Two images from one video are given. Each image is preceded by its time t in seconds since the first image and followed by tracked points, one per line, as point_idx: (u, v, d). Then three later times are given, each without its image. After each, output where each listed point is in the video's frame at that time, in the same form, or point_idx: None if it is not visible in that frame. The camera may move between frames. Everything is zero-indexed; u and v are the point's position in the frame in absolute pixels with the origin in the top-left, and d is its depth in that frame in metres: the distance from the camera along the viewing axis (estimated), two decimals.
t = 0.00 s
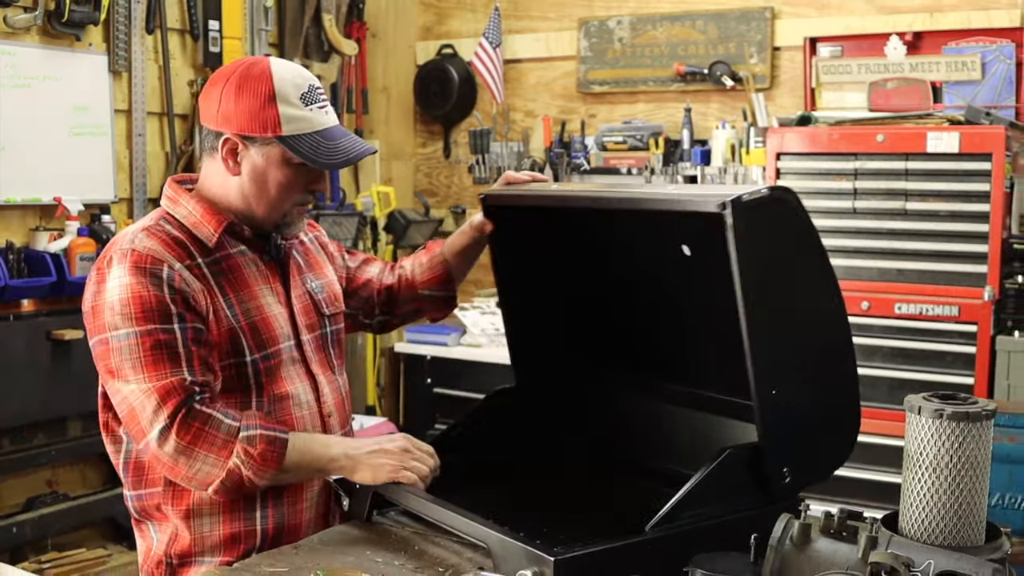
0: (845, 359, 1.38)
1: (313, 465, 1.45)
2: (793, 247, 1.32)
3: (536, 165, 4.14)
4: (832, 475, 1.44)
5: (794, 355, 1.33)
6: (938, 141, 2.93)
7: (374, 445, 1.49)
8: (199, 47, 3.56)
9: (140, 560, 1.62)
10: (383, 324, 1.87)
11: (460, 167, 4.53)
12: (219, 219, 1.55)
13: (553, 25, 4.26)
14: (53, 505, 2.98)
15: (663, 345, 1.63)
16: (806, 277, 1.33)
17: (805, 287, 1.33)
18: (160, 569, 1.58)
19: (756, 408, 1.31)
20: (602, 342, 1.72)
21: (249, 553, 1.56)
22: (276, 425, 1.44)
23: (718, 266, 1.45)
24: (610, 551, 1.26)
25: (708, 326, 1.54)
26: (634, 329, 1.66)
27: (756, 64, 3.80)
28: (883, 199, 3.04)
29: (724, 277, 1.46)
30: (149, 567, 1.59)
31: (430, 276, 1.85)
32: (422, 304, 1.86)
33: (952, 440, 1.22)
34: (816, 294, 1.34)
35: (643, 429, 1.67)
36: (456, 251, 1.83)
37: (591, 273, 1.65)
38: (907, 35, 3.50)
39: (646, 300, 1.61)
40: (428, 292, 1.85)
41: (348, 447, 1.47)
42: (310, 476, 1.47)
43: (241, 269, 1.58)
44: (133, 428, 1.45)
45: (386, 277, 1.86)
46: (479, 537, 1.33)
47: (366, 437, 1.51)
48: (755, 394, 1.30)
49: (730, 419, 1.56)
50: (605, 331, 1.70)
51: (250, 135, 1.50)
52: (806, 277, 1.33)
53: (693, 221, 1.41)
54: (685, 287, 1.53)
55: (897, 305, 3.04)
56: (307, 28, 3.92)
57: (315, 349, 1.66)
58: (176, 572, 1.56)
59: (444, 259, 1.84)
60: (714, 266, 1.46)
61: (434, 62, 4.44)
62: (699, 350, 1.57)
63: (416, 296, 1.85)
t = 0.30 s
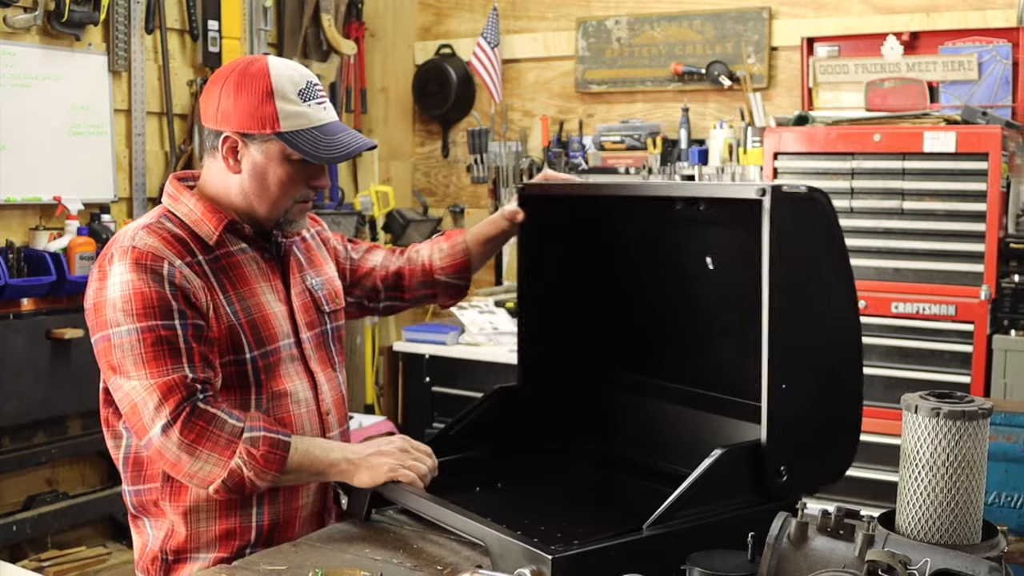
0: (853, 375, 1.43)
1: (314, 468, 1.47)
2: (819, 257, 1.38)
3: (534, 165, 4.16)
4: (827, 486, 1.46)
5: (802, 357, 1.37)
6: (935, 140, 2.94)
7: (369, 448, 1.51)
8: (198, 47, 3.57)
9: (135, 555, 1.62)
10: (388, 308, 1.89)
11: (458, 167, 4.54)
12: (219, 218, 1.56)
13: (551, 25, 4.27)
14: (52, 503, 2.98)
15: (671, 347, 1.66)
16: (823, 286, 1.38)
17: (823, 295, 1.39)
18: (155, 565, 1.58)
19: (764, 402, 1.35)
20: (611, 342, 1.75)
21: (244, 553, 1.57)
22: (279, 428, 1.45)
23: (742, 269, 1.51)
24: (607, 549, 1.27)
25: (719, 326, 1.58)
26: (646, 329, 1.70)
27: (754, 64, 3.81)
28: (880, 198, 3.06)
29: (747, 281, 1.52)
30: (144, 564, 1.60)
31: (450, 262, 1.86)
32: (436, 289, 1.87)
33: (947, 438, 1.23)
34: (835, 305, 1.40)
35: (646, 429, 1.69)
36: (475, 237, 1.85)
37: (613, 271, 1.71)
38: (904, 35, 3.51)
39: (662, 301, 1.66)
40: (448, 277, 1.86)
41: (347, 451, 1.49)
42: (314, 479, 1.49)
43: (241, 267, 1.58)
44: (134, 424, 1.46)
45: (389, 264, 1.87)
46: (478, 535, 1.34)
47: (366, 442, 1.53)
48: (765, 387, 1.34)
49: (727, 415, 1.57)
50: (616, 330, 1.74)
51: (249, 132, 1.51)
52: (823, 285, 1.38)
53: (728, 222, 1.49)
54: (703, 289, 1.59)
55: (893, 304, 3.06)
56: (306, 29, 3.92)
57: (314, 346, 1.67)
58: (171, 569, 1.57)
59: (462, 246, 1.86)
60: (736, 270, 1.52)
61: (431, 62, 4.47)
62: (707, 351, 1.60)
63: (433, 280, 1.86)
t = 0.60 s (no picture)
0: (854, 378, 1.45)
1: (313, 468, 1.48)
2: (830, 264, 1.40)
3: (532, 165, 4.15)
4: (824, 486, 1.47)
5: (805, 358, 1.39)
6: (932, 140, 2.94)
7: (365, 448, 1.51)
8: (197, 47, 3.57)
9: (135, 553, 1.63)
10: (390, 307, 1.89)
11: (457, 166, 4.54)
12: (220, 216, 1.56)
13: (549, 25, 4.28)
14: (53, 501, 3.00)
15: (672, 347, 1.67)
16: (831, 289, 1.40)
17: (829, 298, 1.40)
18: (155, 564, 1.59)
19: (766, 399, 1.36)
20: (611, 342, 1.76)
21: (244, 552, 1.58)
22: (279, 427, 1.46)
23: (747, 271, 1.53)
24: (603, 547, 1.28)
25: (721, 327, 1.59)
26: (648, 329, 1.71)
27: (751, 64, 3.82)
28: (877, 198, 3.07)
29: (752, 285, 1.53)
30: (144, 562, 1.61)
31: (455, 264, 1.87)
32: (439, 289, 1.87)
33: (944, 437, 1.23)
34: (840, 309, 1.42)
35: (645, 429, 1.70)
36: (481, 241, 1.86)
37: (615, 272, 1.73)
38: (901, 35, 3.51)
39: (663, 302, 1.68)
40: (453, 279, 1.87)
41: (345, 451, 1.50)
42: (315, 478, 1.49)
43: (242, 265, 1.59)
44: (135, 423, 1.47)
45: (390, 266, 1.87)
46: (477, 533, 1.34)
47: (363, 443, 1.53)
48: (768, 384, 1.35)
49: (727, 415, 1.58)
50: (617, 330, 1.75)
51: (249, 130, 1.52)
52: (830, 289, 1.40)
53: (734, 225, 1.51)
54: (706, 291, 1.60)
55: (890, 304, 3.06)
56: (305, 29, 3.92)
57: (315, 346, 1.68)
58: (171, 567, 1.58)
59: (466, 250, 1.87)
60: (739, 273, 1.54)
61: (430, 62, 4.47)
62: (707, 351, 1.62)
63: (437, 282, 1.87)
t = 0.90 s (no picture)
0: (853, 376, 1.46)
1: (310, 473, 1.49)
2: (829, 263, 1.41)
3: (530, 164, 4.16)
4: (821, 484, 1.48)
5: (803, 356, 1.40)
6: (928, 139, 2.95)
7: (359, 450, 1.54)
8: (196, 47, 3.58)
9: (135, 555, 1.63)
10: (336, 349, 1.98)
11: (455, 166, 4.56)
12: (217, 223, 1.56)
13: (547, 25, 4.29)
14: (52, 500, 3.00)
15: (669, 347, 1.68)
16: (829, 289, 1.41)
17: (828, 298, 1.41)
18: (157, 565, 1.59)
19: (763, 398, 1.37)
20: (610, 342, 1.77)
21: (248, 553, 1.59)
22: (274, 440, 1.48)
23: (745, 271, 1.54)
24: (602, 546, 1.28)
25: (718, 327, 1.60)
26: (646, 329, 1.71)
27: (748, 64, 3.83)
28: (874, 197, 3.08)
29: (750, 284, 1.54)
30: (144, 564, 1.61)
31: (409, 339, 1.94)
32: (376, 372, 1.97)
33: (942, 436, 1.23)
34: (839, 308, 1.43)
35: (644, 428, 1.70)
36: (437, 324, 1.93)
37: (612, 272, 1.74)
38: (898, 35, 3.51)
39: (657, 301, 1.69)
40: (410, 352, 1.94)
41: (340, 456, 1.52)
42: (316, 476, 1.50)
43: (240, 269, 1.60)
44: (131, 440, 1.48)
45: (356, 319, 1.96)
46: (476, 530, 1.35)
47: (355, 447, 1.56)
48: (764, 383, 1.36)
49: (725, 413, 1.59)
50: (615, 331, 1.75)
51: (274, 136, 1.51)
52: (829, 289, 1.41)
53: (733, 225, 1.52)
54: (705, 289, 1.61)
55: (887, 302, 3.07)
56: (304, 29, 3.93)
57: (313, 348, 1.69)
58: (173, 568, 1.58)
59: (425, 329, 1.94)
60: (738, 272, 1.55)
61: (429, 62, 4.47)
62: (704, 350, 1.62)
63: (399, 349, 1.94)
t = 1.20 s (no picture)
0: (850, 374, 1.46)
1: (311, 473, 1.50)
2: (826, 263, 1.42)
3: (528, 164, 4.18)
4: (818, 483, 1.48)
5: (801, 355, 1.41)
6: (925, 139, 2.96)
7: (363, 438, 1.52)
8: (196, 47, 3.59)
9: (130, 563, 1.60)
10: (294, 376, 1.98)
11: (453, 165, 4.57)
12: (229, 223, 1.57)
13: (545, 25, 4.30)
14: (52, 498, 3.00)
15: (669, 347, 1.69)
16: (828, 288, 1.42)
17: (827, 297, 1.42)
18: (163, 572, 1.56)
19: (761, 396, 1.38)
20: (608, 342, 1.77)
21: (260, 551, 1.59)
22: (273, 436, 1.47)
23: (743, 271, 1.55)
24: (602, 543, 1.29)
25: (717, 326, 1.60)
26: (645, 329, 1.72)
27: (746, 64, 3.84)
28: (871, 197, 3.09)
29: (748, 283, 1.55)
30: (146, 570, 1.58)
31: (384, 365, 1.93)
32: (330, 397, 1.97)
33: (938, 434, 1.23)
34: (836, 306, 1.43)
35: (644, 428, 1.71)
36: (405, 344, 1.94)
37: (611, 273, 1.75)
38: (894, 35, 3.52)
39: (656, 301, 1.70)
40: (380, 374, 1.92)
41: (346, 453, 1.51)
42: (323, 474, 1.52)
43: (250, 271, 1.58)
44: (131, 449, 1.47)
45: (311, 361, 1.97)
46: (474, 529, 1.36)
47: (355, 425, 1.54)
48: (762, 382, 1.37)
49: (724, 412, 1.59)
50: (613, 331, 1.76)
51: (297, 141, 1.54)
52: (827, 289, 1.42)
53: (731, 224, 1.53)
54: (702, 290, 1.62)
55: (884, 301, 3.09)
56: (303, 29, 3.94)
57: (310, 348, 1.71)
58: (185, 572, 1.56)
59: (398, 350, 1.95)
60: (736, 272, 1.56)
61: (427, 62, 4.48)
62: (703, 348, 1.63)
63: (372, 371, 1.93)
